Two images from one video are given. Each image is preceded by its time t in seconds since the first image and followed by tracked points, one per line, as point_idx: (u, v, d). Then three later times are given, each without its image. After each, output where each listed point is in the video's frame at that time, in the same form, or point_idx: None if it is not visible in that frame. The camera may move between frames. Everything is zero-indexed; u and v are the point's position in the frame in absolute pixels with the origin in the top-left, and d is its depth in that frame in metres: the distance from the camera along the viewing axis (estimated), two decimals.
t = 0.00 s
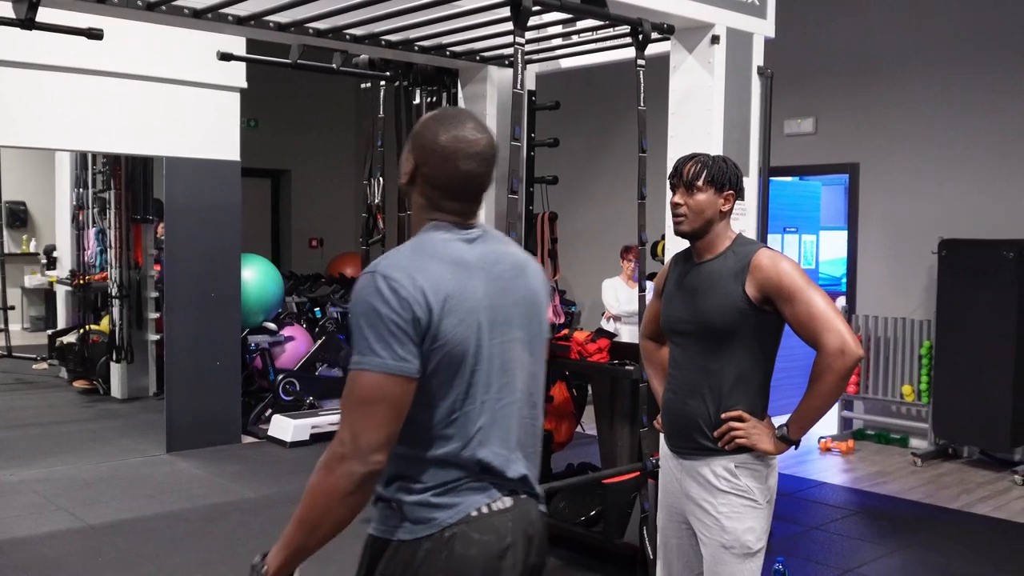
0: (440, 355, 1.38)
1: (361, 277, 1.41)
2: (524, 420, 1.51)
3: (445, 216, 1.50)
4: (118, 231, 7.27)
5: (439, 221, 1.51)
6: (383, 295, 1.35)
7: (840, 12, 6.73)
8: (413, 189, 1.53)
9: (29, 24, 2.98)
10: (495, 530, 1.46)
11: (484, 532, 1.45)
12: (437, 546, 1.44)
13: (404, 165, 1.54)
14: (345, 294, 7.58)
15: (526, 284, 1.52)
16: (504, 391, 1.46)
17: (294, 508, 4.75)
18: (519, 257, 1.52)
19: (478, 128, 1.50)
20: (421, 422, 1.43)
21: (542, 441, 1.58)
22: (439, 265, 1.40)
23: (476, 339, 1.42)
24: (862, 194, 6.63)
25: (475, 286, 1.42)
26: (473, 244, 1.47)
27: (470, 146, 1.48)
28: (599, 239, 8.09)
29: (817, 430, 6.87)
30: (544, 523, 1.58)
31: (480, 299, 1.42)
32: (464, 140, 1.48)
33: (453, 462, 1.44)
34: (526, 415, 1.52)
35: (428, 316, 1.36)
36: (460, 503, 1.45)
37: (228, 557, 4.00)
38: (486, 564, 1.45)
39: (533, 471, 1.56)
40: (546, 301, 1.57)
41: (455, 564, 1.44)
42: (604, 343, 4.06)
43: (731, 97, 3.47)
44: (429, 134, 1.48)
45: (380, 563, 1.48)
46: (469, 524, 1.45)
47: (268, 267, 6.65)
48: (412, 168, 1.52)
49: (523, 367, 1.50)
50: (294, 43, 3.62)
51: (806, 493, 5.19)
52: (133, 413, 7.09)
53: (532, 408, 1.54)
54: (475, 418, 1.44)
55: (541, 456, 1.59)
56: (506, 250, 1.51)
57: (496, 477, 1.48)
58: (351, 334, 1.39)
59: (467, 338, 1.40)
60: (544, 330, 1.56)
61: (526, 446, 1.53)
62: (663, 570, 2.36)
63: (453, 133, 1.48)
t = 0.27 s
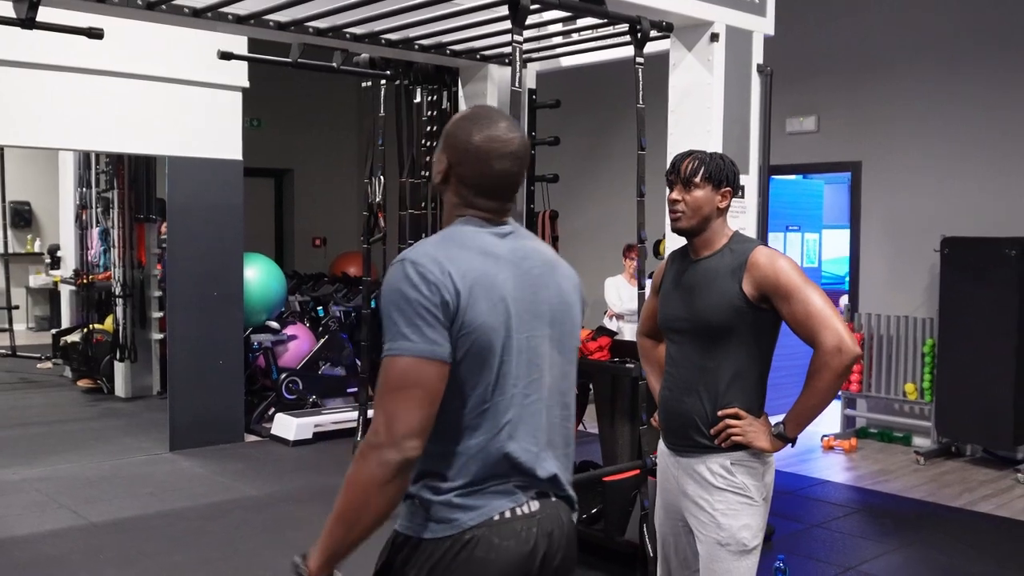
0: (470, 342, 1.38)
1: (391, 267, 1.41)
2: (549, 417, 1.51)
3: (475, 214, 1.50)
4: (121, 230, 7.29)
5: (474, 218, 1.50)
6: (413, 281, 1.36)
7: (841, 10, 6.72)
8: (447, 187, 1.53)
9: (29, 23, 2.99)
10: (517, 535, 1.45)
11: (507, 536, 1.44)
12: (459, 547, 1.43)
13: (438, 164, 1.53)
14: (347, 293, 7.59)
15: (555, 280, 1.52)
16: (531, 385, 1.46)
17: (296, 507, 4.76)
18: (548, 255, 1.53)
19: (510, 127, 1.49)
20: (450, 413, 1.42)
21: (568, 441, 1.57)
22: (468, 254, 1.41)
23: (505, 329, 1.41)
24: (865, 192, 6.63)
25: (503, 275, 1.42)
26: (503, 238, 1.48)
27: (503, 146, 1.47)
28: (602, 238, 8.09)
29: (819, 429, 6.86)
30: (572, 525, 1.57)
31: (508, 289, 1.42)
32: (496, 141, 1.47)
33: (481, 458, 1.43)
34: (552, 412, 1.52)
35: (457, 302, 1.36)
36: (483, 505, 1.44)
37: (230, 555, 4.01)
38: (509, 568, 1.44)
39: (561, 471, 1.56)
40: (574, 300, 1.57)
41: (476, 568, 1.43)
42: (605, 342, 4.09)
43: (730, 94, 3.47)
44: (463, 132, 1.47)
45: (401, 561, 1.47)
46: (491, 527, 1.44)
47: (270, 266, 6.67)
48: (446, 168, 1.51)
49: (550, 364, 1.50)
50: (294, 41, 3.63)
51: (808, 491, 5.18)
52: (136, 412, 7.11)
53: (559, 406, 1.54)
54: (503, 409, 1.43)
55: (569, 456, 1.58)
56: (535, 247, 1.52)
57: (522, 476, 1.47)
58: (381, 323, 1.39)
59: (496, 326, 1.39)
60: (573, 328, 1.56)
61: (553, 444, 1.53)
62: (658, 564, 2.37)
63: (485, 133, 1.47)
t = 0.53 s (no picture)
0: (463, 340, 1.39)
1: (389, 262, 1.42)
2: (546, 415, 1.51)
3: (480, 203, 1.51)
4: (132, 229, 7.32)
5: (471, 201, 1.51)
6: (406, 276, 1.37)
7: (851, 8, 6.70)
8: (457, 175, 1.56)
9: (37, 22, 3.01)
10: (507, 529, 1.46)
11: (496, 529, 1.45)
12: (447, 539, 1.45)
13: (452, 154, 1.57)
14: (357, 291, 7.61)
15: (558, 277, 1.52)
16: (527, 384, 1.47)
17: (305, 504, 4.77)
18: (553, 251, 1.53)
19: (518, 115, 1.51)
20: (446, 410, 1.43)
21: (567, 439, 1.58)
22: (465, 250, 1.41)
23: (499, 327, 1.42)
24: (875, 190, 6.60)
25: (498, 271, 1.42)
26: (505, 233, 1.48)
27: (510, 134, 1.49)
28: (611, 237, 8.09)
29: (829, 427, 6.84)
30: (569, 520, 1.57)
31: (504, 287, 1.43)
32: (504, 128, 1.49)
33: (473, 454, 1.44)
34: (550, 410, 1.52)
35: (449, 298, 1.37)
36: (472, 497, 1.45)
37: (238, 552, 4.03)
38: (497, 561, 1.45)
39: (560, 468, 1.56)
40: (579, 297, 1.57)
41: (463, 559, 1.44)
42: (613, 339, 4.11)
43: (736, 92, 3.46)
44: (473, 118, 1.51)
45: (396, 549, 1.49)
46: (479, 521, 1.45)
47: (280, 264, 6.69)
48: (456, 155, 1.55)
49: (549, 361, 1.51)
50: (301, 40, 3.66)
51: (817, 490, 5.17)
52: (147, 410, 7.15)
53: (558, 404, 1.54)
54: (497, 408, 1.44)
55: (568, 453, 1.59)
56: (538, 243, 1.51)
57: (515, 472, 1.48)
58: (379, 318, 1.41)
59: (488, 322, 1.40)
60: (577, 325, 1.56)
61: (550, 442, 1.53)
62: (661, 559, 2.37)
63: (493, 120, 1.49)
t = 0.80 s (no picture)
0: (419, 334, 1.40)
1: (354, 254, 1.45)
2: (518, 409, 1.51)
3: (458, 192, 1.52)
4: (145, 227, 7.36)
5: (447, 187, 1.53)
6: (364, 270, 1.39)
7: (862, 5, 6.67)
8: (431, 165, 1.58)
9: (49, 19, 3.03)
10: (480, 517, 1.46)
11: (469, 516, 1.45)
12: (423, 527, 1.44)
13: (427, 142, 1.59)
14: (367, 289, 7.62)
15: (532, 269, 1.51)
16: (494, 377, 1.47)
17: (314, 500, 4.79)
18: (527, 243, 1.52)
19: (492, 103, 1.55)
20: (409, 402, 1.45)
21: (545, 434, 1.57)
22: (426, 242, 1.42)
23: (461, 320, 1.42)
24: (886, 188, 6.58)
25: (462, 266, 1.43)
26: (474, 225, 1.49)
27: (486, 119, 1.52)
28: (622, 234, 8.08)
29: (841, 425, 6.82)
30: (548, 512, 1.56)
31: (466, 280, 1.43)
32: (478, 113, 1.52)
33: (440, 446, 1.44)
34: (523, 403, 1.52)
35: (405, 291, 1.38)
36: (445, 485, 1.45)
37: (247, 547, 4.04)
38: (469, 550, 1.44)
39: (538, 463, 1.55)
40: (558, 290, 1.56)
41: (439, 545, 1.44)
42: (620, 336, 4.11)
43: (743, 88, 3.46)
44: (448, 105, 1.54)
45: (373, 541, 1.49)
46: (453, 508, 1.45)
47: (290, 261, 6.72)
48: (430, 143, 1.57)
49: (521, 354, 1.50)
50: (311, 37, 3.67)
51: (826, 488, 5.15)
52: (159, 407, 7.18)
53: (532, 398, 1.53)
54: (462, 401, 1.44)
55: (546, 449, 1.58)
56: (511, 235, 1.51)
57: (488, 463, 1.47)
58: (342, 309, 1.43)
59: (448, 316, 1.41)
60: (554, 319, 1.55)
61: (523, 436, 1.52)
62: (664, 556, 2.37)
63: (467, 107, 1.53)
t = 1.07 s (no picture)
0: (391, 326, 1.44)
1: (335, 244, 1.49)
2: (500, 399, 1.54)
3: (442, 181, 1.55)
4: (153, 225, 7.39)
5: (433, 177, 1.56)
6: (339, 262, 1.43)
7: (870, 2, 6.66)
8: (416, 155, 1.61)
9: (56, 16, 3.04)
10: (460, 505, 1.50)
11: (449, 505, 1.50)
12: (406, 514, 1.50)
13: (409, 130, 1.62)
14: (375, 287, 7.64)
15: (515, 260, 1.53)
16: (472, 368, 1.49)
17: (321, 496, 4.81)
18: (510, 233, 1.53)
19: (475, 92, 1.58)
20: (388, 391, 1.50)
21: (531, 423, 1.60)
22: (403, 235, 1.45)
23: (435, 313, 1.45)
24: (894, 186, 6.56)
25: (440, 258, 1.46)
26: (455, 216, 1.51)
27: (468, 108, 1.55)
28: (629, 232, 8.08)
29: (849, 423, 6.81)
30: (533, 501, 1.59)
31: (442, 272, 1.45)
32: (460, 102, 1.55)
33: (419, 436, 1.49)
34: (504, 393, 1.54)
35: (377, 284, 1.42)
36: (426, 473, 1.50)
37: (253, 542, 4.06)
38: (450, 538, 1.50)
39: (523, 452, 1.58)
40: (543, 279, 1.57)
41: (421, 532, 1.49)
42: (626, 332, 4.10)
43: (749, 84, 3.45)
44: (429, 95, 1.57)
45: (359, 520, 1.56)
46: (434, 496, 1.50)
47: (298, 259, 6.74)
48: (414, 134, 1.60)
49: (503, 345, 1.53)
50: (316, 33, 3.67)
51: (832, 485, 5.14)
52: (167, 403, 7.21)
53: (515, 388, 1.56)
54: (439, 391, 1.48)
55: (533, 437, 1.60)
56: (494, 225, 1.53)
57: (471, 454, 1.51)
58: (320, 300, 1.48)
59: (422, 307, 1.44)
60: (539, 308, 1.56)
61: (508, 426, 1.55)
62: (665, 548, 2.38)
63: (450, 96, 1.56)
